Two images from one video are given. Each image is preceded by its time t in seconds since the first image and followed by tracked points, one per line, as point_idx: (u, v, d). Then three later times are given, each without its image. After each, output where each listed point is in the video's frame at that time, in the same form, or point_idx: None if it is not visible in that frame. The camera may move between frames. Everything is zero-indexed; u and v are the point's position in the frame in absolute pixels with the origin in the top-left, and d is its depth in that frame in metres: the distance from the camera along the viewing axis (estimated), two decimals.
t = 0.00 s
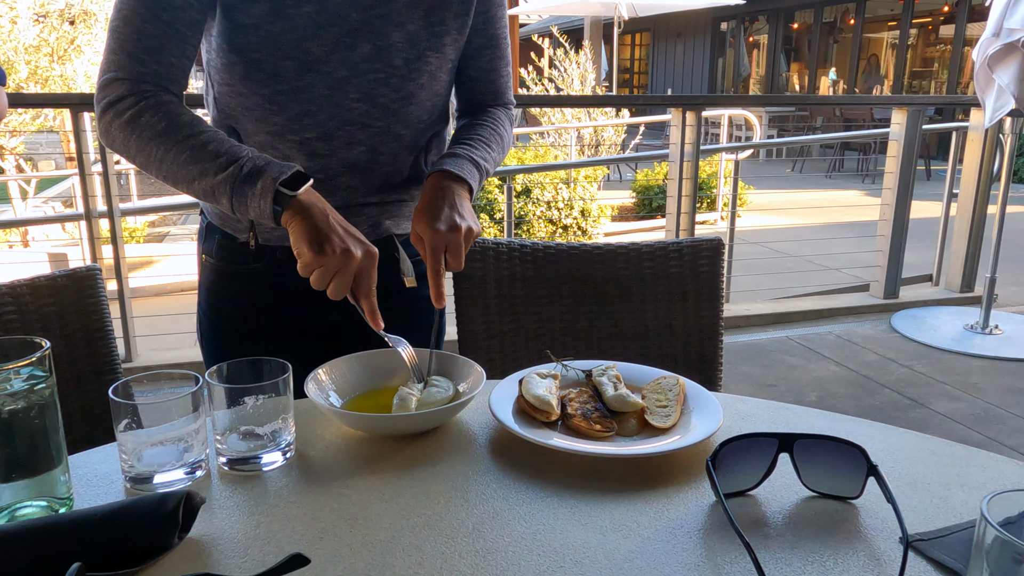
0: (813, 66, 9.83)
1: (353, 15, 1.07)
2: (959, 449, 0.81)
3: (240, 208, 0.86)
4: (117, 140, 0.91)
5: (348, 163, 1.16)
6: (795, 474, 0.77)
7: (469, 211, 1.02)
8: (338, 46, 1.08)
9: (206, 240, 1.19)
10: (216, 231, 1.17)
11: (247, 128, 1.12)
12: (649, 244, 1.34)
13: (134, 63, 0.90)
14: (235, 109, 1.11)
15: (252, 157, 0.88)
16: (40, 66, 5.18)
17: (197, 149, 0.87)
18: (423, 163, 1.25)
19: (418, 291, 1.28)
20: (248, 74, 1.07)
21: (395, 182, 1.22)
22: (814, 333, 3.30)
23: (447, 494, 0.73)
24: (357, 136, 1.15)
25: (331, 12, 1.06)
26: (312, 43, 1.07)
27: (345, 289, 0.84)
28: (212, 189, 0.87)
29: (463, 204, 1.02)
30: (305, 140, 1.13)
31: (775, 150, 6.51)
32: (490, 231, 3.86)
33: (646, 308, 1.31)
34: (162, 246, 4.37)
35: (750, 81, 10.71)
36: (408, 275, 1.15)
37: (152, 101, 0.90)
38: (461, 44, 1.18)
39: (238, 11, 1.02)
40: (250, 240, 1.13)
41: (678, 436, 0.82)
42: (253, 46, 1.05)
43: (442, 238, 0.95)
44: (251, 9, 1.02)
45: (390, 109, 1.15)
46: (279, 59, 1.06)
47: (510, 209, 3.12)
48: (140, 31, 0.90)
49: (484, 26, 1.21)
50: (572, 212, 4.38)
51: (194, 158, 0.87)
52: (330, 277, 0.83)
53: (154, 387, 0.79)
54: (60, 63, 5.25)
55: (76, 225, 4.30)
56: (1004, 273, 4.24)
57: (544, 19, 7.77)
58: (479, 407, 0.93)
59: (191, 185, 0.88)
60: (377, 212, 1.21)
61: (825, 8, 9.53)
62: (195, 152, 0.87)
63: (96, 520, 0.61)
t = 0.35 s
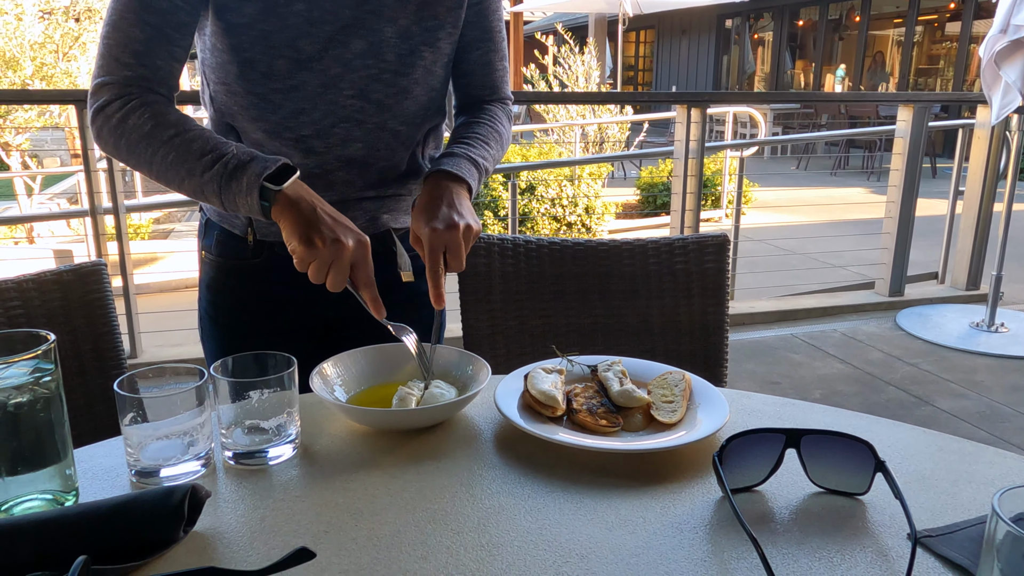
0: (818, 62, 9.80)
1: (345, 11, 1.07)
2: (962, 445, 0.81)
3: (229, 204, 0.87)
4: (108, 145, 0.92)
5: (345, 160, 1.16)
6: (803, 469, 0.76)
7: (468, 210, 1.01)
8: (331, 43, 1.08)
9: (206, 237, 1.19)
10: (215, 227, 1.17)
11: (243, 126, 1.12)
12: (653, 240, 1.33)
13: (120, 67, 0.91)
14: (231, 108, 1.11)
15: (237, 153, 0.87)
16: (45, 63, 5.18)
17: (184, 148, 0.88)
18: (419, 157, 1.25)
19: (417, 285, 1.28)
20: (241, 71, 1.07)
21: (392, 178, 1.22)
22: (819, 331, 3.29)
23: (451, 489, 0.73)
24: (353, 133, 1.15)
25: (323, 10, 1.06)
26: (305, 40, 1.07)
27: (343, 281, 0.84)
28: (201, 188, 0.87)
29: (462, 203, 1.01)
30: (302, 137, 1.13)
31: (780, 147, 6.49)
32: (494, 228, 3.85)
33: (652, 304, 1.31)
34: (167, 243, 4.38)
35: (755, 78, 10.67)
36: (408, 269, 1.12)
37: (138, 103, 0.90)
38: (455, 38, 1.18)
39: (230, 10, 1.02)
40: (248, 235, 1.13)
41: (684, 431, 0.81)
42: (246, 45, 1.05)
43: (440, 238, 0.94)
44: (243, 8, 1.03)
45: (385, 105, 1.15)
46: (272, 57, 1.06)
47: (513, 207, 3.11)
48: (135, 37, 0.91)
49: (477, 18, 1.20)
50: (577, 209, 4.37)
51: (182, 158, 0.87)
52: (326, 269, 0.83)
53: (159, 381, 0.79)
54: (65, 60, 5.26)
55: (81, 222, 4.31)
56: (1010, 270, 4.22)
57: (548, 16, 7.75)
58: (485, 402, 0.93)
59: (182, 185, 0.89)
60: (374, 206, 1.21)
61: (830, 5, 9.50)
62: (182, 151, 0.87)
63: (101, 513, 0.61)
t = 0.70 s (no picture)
0: (825, 60, 9.76)
1: (352, 2, 1.07)
2: (978, 440, 0.80)
3: (253, 205, 0.87)
4: (131, 147, 0.92)
5: (354, 153, 1.16)
6: (818, 463, 0.76)
7: (483, 182, 1.01)
8: (338, 34, 1.08)
9: (213, 232, 1.19)
10: (223, 222, 1.17)
11: (251, 120, 1.12)
12: (664, 235, 1.33)
13: (140, 67, 0.91)
14: (239, 101, 1.11)
15: (261, 153, 0.87)
16: (53, 59, 5.21)
17: (207, 149, 0.87)
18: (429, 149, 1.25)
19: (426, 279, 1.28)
20: (249, 63, 1.07)
21: (401, 171, 1.22)
22: (827, 328, 3.28)
23: (466, 481, 0.73)
24: (361, 126, 1.15)
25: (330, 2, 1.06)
26: (312, 33, 1.07)
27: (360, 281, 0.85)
28: (225, 189, 0.87)
29: (478, 178, 1.01)
30: (310, 130, 1.13)
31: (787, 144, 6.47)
32: (500, 225, 3.85)
33: (661, 299, 1.30)
34: (175, 239, 4.40)
35: (762, 75, 10.62)
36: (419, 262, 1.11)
37: (161, 104, 0.90)
38: (462, 26, 1.17)
39: (236, 4, 1.02)
40: (256, 230, 1.13)
41: (697, 425, 0.81)
42: (252, 39, 1.05)
43: (454, 216, 0.94)
44: (249, 2, 1.02)
45: (393, 96, 1.15)
46: (279, 50, 1.06)
47: (520, 204, 3.11)
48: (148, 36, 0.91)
49: (486, 5, 1.20)
50: (584, 206, 4.37)
51: (206, 158, 0.87)
52: (344, 268, 0.83)
53: (172, 374, 0.79)
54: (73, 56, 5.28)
55: (89, 218, 4.33)
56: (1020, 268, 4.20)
57: (554, 13, 7.74)
58: (497, 395, 0.92)
59: (206, 186, 0.89)
60: (382, 200, 1.21)
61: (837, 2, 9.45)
62: (206, 152, 0.87)
63: (118, 503, 0.61)
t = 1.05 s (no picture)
0: (832, 57, 9.72)
1: None
2: (988, 435, 0.80)
3: (237, 179, 0.89)
4: (129, 143, 0.96)
5: (360, 149, 1.16)
6: (832, 459, 0.76)
7: (502, 137, 1.00)
8: (340, 30, 1.08)
9: (223, 227, 1.20)
10: (232, 218, 1.18)
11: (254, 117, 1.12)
12: (673, 231, 1.33)
13: (130, 68, 0.93)
14: (244, 95, 1.12)
15: (235, 128, 0.89)
16: (61, 56, 5.23)
17: (187, 133, 0.90)
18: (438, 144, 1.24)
19: (436, 275, 1.28)
20: (252, 59, 1.07)
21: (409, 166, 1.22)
22: (835, 326, 3.27)
23: (478, 475, 0.73)
24: (366, 121, 1.15)
25: None
26: (313, 28, 1.07)
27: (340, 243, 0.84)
28: (210, 168, 0.90)
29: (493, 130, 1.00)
30: (315, 126, 1.13)
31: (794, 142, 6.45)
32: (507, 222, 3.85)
33: (672, 295, 1.30)
34: (183, 235, 4.41)
35: (768, 72, 10.58)
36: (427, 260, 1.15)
37: (143, 95, 0.93)
38: (468, 19, 1.17)
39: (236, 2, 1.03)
40: (264, 227, 1.13)
41: (710, 420, 0.81)
42: (254, 36, 1.06)
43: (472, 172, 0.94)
44: None
45: (398, 91, 1.15)
46: (281, 47, 1.07)
47: (525, 201, 3.11)
48: (150, 41, 0.93)
49: None
50: (590, 203, 4.37)
51: (188, 140, 0.90)
52: (322, 232, 0.83)
53: (185, 369, 0.79)
54: (82, 54, 5.30)
55: (97, 214, 4.34)
56: None
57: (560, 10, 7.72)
58: (509, 390, 0.93)
59: (195, 168, 0.92)
60: (390, 196, 1.20)
61: None
62: (186, 136, 0.90)
63: (134, 495, 0.62)
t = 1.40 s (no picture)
0: (837, 55, 9.70)
1: None
2: (1000, 430, 0.80)
3: (281, 202, 0.89)
4: (175, 156, 0.97)
5: (372, 147, 1.16)
6: (846, 453, 0.76)
7: (516, 160, 1.00)
8: (351, 28, 1.08)
9: (236, 222, 1.20)
10: (245, 212, 1.18)
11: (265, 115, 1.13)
12: (682, 227, 1.33)
13: (171, 79, 0.94)
14: (254, 94, 1.12)
15: (281, 152, 0.89)
16: (67, 54, 5.24)
17: (234, 155, 0.90)
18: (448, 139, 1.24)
19: (448, 271, 1.29)
20: (264, 59, 1.07)
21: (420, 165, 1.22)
22: (840, 324, 3.26)
23: (493, 468, 0.73)
24: (378, 120, 1.15)
25: None
26: (323, 27, 1.07)
27: (389, 270, 0.83)
28: (255, 189, 0.90)
29: (507, 156, 0.99)
30: (326, 125, 1.13)
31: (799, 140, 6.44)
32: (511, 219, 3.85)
33: (681, 291, 1.30)
34: (188, 232, 4.42)
35: (773, 70, 10.54)
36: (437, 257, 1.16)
37: (189, 112, 0.93)
38: (481, 16, 1.17)
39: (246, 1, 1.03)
40: (277, 221, 1.13)
41: (722, 414, 0.81)
42: (265, 36, 1.06)
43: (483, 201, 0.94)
44: None
45: (410, 90, 1.15)
46: (292, 46, 1.07)
47: (530, 198, 3.11)
48: (166, 43, 0.93)
49: None
50: (595, 201, 4.36)
51: (233, 162, 0.90)
52: (369, 261, 0.82)
53: (198, 362, 0.79)
54: (87, 50, 5.30)
55: (102, 211, 4.36)
56: None
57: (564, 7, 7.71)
58: (520, 383, 0.93)
59: (240, 188, 0.93)
60: (401, 193, 1.21)
61: None
62: (231, 158, 0.90)
63: (150, 486, 0.62)
